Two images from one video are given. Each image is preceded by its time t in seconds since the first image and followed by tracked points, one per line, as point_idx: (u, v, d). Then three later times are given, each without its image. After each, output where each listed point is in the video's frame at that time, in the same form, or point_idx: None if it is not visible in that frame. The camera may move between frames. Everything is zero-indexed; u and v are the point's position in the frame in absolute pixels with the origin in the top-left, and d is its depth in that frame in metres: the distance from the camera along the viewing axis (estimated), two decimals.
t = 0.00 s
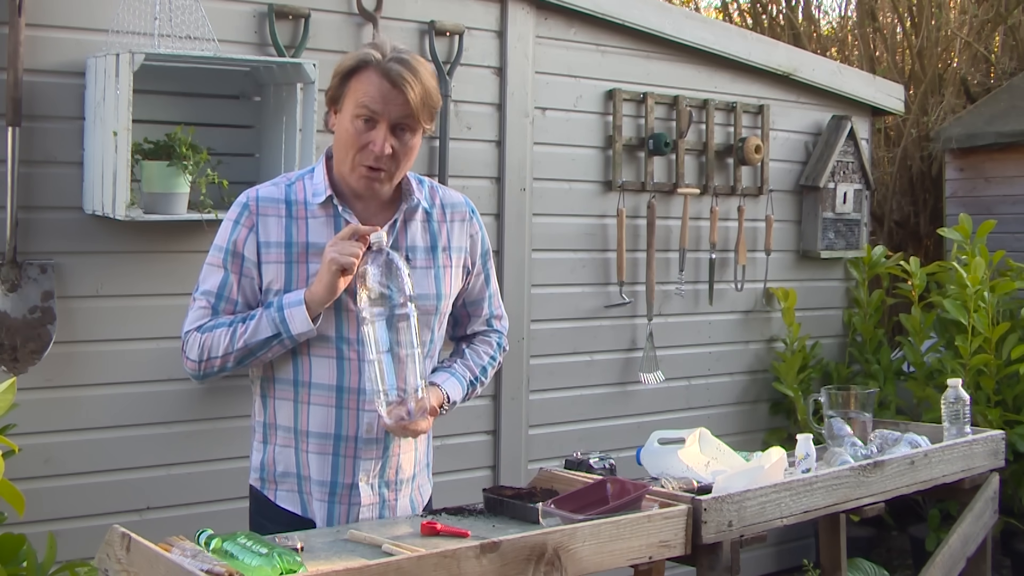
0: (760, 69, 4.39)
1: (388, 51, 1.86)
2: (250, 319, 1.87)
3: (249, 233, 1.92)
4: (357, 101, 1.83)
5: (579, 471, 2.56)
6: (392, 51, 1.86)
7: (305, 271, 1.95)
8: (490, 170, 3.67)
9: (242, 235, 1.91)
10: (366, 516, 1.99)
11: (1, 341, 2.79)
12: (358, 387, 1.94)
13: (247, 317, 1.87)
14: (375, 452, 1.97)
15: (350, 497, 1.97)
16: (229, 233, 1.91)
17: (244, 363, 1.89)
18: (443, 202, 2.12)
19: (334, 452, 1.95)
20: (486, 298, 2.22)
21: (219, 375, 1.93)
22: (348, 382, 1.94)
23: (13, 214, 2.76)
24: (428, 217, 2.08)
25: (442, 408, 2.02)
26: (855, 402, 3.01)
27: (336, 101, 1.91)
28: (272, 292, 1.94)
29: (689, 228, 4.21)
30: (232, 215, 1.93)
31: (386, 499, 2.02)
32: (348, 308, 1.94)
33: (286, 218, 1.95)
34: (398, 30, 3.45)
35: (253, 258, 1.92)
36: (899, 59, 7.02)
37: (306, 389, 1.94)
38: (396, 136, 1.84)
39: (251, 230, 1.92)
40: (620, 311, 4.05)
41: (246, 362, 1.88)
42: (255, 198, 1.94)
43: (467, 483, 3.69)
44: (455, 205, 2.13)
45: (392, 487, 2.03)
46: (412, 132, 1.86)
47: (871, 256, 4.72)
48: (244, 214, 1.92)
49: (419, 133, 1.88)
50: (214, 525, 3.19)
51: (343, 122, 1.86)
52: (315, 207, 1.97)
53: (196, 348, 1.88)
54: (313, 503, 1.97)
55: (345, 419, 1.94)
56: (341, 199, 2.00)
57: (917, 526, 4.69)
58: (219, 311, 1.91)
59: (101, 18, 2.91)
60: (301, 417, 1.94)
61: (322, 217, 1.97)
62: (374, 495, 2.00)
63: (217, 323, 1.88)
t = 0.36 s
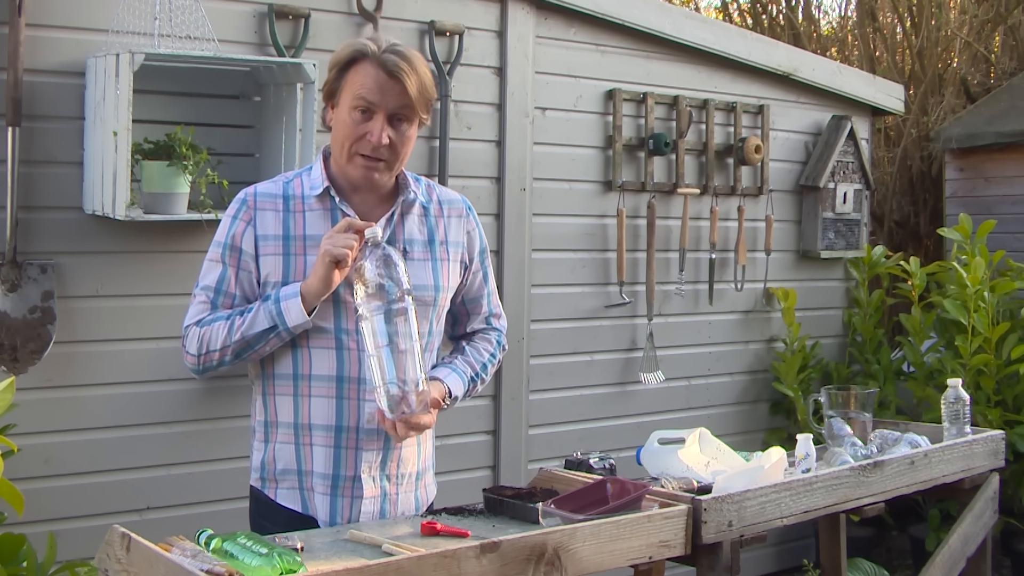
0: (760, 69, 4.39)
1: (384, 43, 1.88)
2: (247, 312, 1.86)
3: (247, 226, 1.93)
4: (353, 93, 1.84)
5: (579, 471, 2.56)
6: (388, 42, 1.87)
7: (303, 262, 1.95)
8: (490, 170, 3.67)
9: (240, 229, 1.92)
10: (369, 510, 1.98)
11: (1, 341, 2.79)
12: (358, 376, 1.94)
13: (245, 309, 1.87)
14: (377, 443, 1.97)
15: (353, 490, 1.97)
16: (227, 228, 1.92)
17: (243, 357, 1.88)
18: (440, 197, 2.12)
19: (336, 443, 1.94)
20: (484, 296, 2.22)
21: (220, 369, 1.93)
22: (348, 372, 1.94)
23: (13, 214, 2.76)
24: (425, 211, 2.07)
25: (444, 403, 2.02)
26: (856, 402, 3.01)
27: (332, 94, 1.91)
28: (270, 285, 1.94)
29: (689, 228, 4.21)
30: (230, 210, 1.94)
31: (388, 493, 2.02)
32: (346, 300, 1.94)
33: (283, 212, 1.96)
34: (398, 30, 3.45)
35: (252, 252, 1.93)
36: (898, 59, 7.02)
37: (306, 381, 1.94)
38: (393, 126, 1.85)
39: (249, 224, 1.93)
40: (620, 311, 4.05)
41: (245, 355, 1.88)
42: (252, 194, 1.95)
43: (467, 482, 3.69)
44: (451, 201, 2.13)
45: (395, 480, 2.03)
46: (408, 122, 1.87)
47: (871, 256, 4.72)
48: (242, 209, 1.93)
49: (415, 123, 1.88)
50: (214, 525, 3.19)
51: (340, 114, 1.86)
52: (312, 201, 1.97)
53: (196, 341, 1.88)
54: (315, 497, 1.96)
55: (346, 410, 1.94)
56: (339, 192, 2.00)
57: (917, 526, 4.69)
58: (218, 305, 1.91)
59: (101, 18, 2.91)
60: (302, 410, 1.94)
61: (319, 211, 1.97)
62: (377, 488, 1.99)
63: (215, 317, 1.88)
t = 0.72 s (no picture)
0: (760, 69, 4.39)
1: (380, 48, 1.86)
2: (249, 310, 1.86)
3: (247, 225, 1.93)
4: (355, 102, 1.82)
5: (579, 471, 2.56)
6: (385, 46, 1.86)
7: (303, 260, 1.94)
8: (490, 170, 3.66)
9: (240, 228, 1.92)
10: (366, 508, 1.98)
11: (1, 341, 2.79)
12: (357, 375, 1.94)
13: (247, 308, 1.87)
14: (375, 442, 1.97)
15: (351, 488, 1.97)
16: (228, 227, 1.92)
17: (245, 355, 1.88)
18: (438, 198, 2.12)
19: (334, 442, 1.94)
20: (481, 297, 2.21)
21: (221, 369, 1.92)
22: (347, 371, 1.94)
23: (13, 214, 2.76)
24: (423, 212, 2.08)
25: (444, 404, 2.03)
26: (856, 402, 3.01)
27: (330, 101, 1.89)
28: (271, 283, 1.94)
29: (689, 228, 4.21)
30: (230, 209, 1.94)
31: (387, 492, 2.02)
32: (346, 298, 1.94)
33: (282, 210, 1.95)
34: (398, 30, 3.45)
35: (252, 250, 1.93)
36: (898, 59, 7.02)
37: (305, 380, 1.94)
38: (396, 131, 1.85)
39: (250, 223, 1.93)
40: (620, 311, 4.05)
41: (247, 354, 1.87)
42: (252, 193, 1.95)
43: (467, 483, 3.68)
44: (449, 202, 2.13)
45: (393, 479, 2.02)
46: (410, 124, 1.87)
47: (871, 256, 4.72)
48: (242, 208, 1.93)
49: (416, 124, 1.88)
50: (214, 525, 3.19)
51: (342, 121, 1.85)
52: (311, 200, 1.97)
53: (197, 339, 1.87)
54: (314, 495, 1.96)
55: (344, 409, 1.94)
56: (339, 192, 2.01)
57: (917, 526, 4.69)
58: (220, 303, 1.90)
59: (101, 18, 2.91)
60: (301, 409, 1.94)
61: (319, 210, 1.97)
62: (375, 486, 1.99)
63: (217, 315, 1.87)
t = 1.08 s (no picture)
0: (760, 69, 4.39)
1: (384, 45, 1.88)
2: (253, 302, 1.86)
3: (249, 221, 1.93)
4: (356, 96, 1.83)
5: (579, 471, 2.56)
6: (389, 44, 1.87)
7: (305, 254, 1.94)
8: (490, 170, 3.66)
9: (242, 224, 1.92)
10: (367, 504, 1.98)
11: (1, 341, 2.79)
12: (358, 371, 1.94)
13: (251, 300, 1.86)
14: (375, 438, 1.97)
15: (350, 484, 1.97)
16: (229, 224, 1.92)
17: (251, 349, 1.87)
18: (437, 197, 2.13)
19: (335, 438, 1.94)
20: (480, 295, 2.21)
21: (227, 366, 1.91)
22: (348, 366, 1.94)
23: (13, 214, 2.76)
24: (423, 209, 2.09)
25: (444, 401, 2.02)
26: (856, 402, 3.01)
27: (332, 95, 1.90)
28: (274, 278, 1.94)
29: (689, 228, 4.21)
30: (231, 207, 1.94)
31: (387, 488, 2.01)
32: (348, 293, 1.94)
33: (283, 207, 1.95)
34: (398, 30, 3.45)
35: (254, 246, 1.93)
36: (898, 59, 7.02)
37: (307, 375, 1.94)
38: (396, 127, 1.85)
39: (251, 219, 1.93)
40: (620, 311, 4.05)
41: (253, 347, 1.86)
42: (252, 189, 1.95)
43: (467, 482, 3.68)
44: (448, 201, 2.14)
45: (394, 476, 2.02)
46: (410, 122, 1.87)
47: (871, 256, 4.72)
48: (243, 205, 1.93)
49: (416, 122, 1.89)
50: (214, 525, 3.19)
51: (342, 116, 1.86)
52: (312, 198, 1.98)
53: (202, 335, 1.87)
54: (314, 492, 1.96)
55: (345, 404, 1.94)
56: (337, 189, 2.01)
57: (917, 526, 4.69)
58: (223, 299, 1.90)
59: (101, 18, 2.91)
60: (302, 404, 1.94)
61: (319, 207, 1.98)
62: (375, 482, 1.99)
63: (222, 310, 1.87)
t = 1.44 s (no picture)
0: (760, 69, 4.39)
1: (395, 48, 1.87)
2: (259, 308, 1.85)
3: (254, 224, 1.92)
4: (366, 98, 1.83)
5: (579, 471, 2.56)
6: (400, 47, 1.87)
7: (311, 259, 1.95)
8: (490, 170, 3.66)
9: (248, 227, 1.91)
10: (368, 508, 1.99)
11: (1, 341, 2.79)
12: (362, 377, 1.94)
13: (257, 305, 1.86)
14: (379, 443, 1.97)
15: (353, 488, 1.97)
16: (235, 226, 1.91)
17: (256, 353, 1.87)
18: (441, 199, 2.13)
19: (339, 443, 1.94)
20: (481, 298, 2.22)
21: (230, 368, 1.91)
22: (353, 372, 1.94)
23: (13, 214, 2.76)
24: (427, 213, 2.09)
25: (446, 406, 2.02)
26: (856, 402, 3.01)
27: (341, 96, 1.90)
28: (280, 282, 1.94)
29: (689, 228, 4.21)
30: (236, 208, 1.93)
31: (388, 492, 2.02)
32: (354, 298, 1.94)
33: (289, 209, 1.95)
34: (398, 30, 3.45)
35: (260, 249, 1.92)
36: (898, 59, 7.02)
37: (311, 380, 1.93)
38: (404, 132, 1.85)
39: (256, 221, 1.93)
40: (620, 311, 4.05)
41: (258, 352, 1.87)
42: (258, 191, 1.94)
43: (467, 483, 3.68)
44: (452, 203, 2.14)
45: (395, 480, 2.03)
46: (418, 127, 1.87)
47: (871, 256, 4.73)
48: (248, 206, 1.93)
49: (424, 127, 1.89)
50: (214, 525, 3.19)
51: (352, 118, 1.86)
52: (317, 200, 1.98)
53: (207, 338, 1.86)
54: (316, 495, 1.96)
55: (350, 410, 1.94)
56: (343, 190, 2.01)
57: (917, 526, 4.69)
58: (228, 303, 1.89)
59: (101, 18, 2.91)
60: (306, 409, 1.94)
61: (325, 211, 1.98)
62: (378, 487, 2.00)
63: (227, 314, 1.87)
